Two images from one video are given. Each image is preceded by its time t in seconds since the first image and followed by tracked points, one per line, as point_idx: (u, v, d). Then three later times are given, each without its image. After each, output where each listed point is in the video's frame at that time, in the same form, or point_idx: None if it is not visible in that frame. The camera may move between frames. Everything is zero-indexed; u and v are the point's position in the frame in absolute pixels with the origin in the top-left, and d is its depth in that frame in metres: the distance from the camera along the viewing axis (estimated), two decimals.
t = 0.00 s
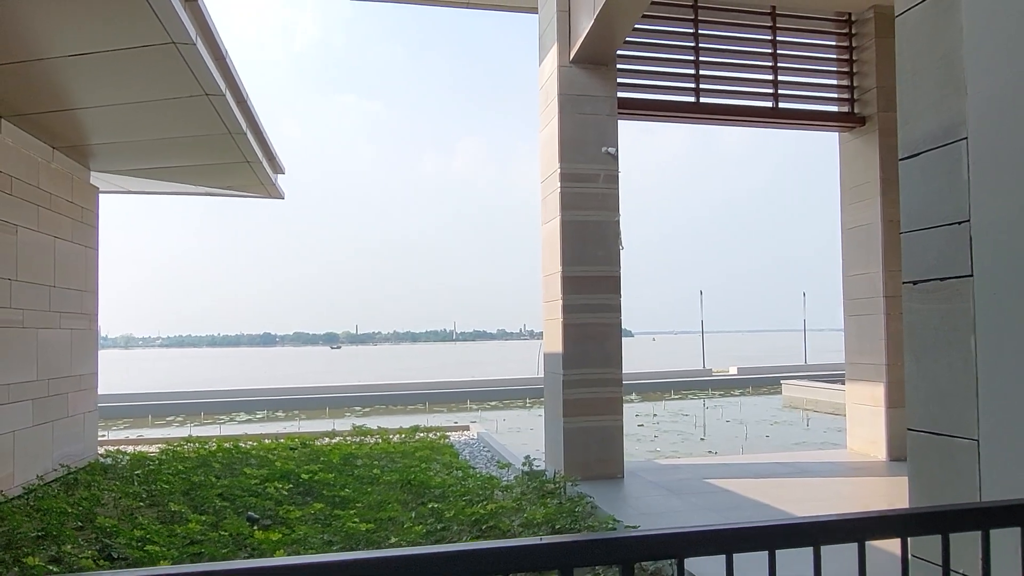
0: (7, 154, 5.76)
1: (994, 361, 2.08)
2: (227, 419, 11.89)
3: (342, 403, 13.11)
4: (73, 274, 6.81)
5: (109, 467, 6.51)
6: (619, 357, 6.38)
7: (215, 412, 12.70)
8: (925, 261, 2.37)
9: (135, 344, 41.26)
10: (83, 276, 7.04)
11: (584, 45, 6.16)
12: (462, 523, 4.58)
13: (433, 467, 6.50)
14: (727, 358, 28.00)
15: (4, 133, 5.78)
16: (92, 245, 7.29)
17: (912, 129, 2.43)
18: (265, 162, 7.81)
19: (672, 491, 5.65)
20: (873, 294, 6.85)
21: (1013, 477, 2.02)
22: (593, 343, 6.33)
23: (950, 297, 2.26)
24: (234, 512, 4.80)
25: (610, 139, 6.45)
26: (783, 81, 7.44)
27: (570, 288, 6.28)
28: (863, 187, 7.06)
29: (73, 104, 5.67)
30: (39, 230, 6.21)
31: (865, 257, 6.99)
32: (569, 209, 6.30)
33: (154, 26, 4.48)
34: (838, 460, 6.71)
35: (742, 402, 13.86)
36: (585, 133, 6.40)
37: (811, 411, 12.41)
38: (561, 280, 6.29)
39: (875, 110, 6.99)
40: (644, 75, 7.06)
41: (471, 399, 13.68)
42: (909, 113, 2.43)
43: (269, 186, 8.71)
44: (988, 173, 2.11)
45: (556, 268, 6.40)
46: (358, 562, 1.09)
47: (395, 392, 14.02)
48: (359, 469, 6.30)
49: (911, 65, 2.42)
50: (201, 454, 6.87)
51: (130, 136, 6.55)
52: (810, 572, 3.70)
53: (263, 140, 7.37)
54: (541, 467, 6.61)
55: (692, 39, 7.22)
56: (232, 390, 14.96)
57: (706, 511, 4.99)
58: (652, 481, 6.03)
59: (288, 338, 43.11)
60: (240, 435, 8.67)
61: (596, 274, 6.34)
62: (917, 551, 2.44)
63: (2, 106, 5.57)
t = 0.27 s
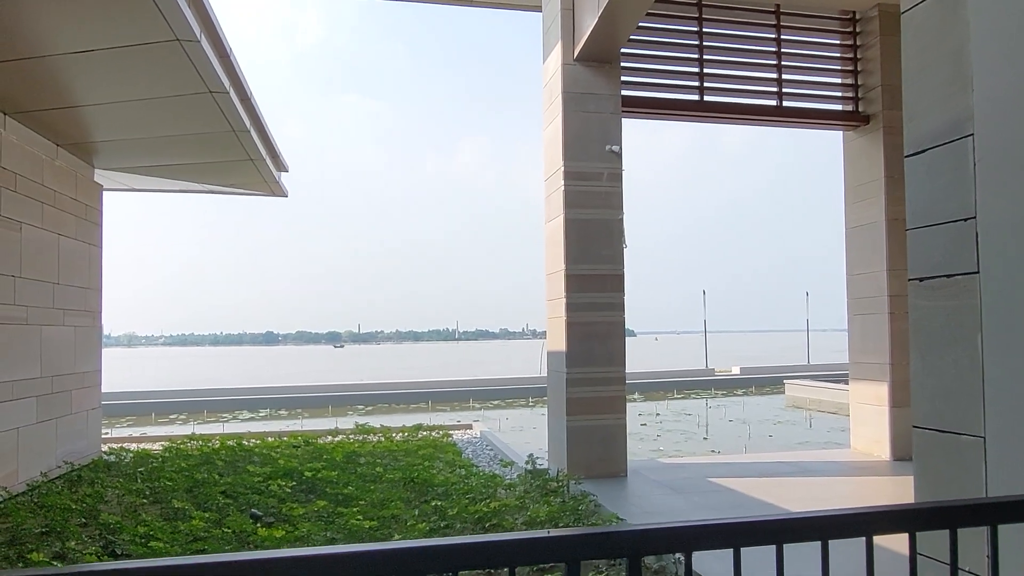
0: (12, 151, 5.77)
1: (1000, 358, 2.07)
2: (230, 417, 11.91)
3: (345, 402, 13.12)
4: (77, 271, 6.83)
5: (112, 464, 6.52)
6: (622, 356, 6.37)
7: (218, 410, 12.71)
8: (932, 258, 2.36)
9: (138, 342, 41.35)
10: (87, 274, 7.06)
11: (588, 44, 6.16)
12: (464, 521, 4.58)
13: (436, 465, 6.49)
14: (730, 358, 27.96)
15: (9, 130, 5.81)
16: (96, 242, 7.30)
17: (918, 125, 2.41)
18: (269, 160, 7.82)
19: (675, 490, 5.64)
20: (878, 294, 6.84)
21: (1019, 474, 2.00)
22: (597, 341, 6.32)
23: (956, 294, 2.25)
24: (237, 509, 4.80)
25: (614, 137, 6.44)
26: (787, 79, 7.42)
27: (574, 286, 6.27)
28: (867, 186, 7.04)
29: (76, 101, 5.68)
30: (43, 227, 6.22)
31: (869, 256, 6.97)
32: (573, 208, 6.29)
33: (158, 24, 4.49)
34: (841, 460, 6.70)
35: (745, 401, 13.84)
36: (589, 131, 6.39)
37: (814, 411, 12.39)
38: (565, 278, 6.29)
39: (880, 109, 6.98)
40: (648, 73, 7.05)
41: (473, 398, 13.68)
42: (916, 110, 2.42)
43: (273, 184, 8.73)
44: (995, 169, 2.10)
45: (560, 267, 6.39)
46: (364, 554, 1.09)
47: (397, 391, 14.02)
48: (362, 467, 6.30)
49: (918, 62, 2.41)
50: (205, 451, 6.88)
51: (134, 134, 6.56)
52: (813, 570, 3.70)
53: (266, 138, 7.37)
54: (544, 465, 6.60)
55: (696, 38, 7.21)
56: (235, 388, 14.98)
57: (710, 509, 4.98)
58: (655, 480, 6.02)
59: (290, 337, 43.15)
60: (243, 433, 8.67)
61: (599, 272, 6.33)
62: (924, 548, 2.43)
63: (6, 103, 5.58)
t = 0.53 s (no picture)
0: (14, 146, 5.77)
1: (1012, 354, 2.06)
2: (231, 414, 11.91)
3: (345, 400, 13.12)
4: (79, 268, 6.82)
5: (114, 461, 6.50)
6: (625, 354, 6.36)
7: (220, 408, 12.71)
8: (942, 253, 2.34)
9: (139, 340, 41.36)
10: (90, 270, 7.05)
11: (591, 41, 6.15)
12: (465, 518, 4.57)
13: (438, 463, 6.48)
14: (730, 358, 27.95)
15: (11, 125, 5.82)
16: (98, 239, 7.30)
17: (928, 119, 2.39)
18: (270, 157, 7.80)
19: (677, 489, 5.63)
20: (881, 293, 6.82)
21: None
22: (599, 340, 6.31)
23: (966, 290, 2.23)
24: (239, 505, 4.79)
25: (616, 135, 6.42)
26: (791, 78, 7.41)
27: (576, 284, 6.26)
28: (870, 185, 7.03)
29: (78, 97, 5.66)
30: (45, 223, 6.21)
31: (872, 255, 6.96)
32: (576, 206, 6.28)
33: (160, 19, 4.47)
34: (843, 460, 6.68)
35: (746, 401, 13.83)
36: (591, 129, 6.38)
37: (816, 412, 12.37)
38: (567, 276, 6.27)
39: (883, 107, 6.96)
40: (651, 70, 7.04)
41: (474, 396, 13.68)
42: (925, 104, 2.41)
43: (275, 182, 8.72)
44: (1008, 164, 2.08)
45: (562, 265, 6.38)
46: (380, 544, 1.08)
47: (398, 390, 14.02)
48: (364, 464, 6.30)
49: (928, 56, 2.40)
50: (206, 448, 6.88)
51: (136, 130, 6.55)
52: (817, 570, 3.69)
53: (268, 135, 7.36)
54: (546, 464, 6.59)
55: (699, 36, 7.20)
56: (236, 386, 14.98)
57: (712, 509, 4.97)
58: (657, 479, 6.00)
59: (291, 336, 43.15)
60: (245, 431, 8.67)
61: (602, 270, 6.32)
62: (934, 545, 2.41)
63: (8, 99, 5.58)
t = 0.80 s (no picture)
0: (12, 144, 5.73)
1: (1019, 350, 2.07)
2: (227, 414, 11.86)
3: (342, 399, 13.09)
4: (77, 266, 6.78)
5: (111, 459, 6.47)
6: (624, 353, 6.36)
7: (216, 407, 12.66)
8: (948, 250, 2.35)
9: (133, 339, 41.18)
10: (87, 268, 7.02)
11: (590, 40, 6.15)
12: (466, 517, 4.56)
13: (436, 462, 6.47)
14: (726, 358, 28.03)
15: (9, 123, 5.77)
16: (95, 237, 7.26)
17: (934, 116, 2.40)
18: (268, 155, 7.77)
19: (677, 488, 5.64)
20: (880, 293, 6.84)
21: None
22: (599, 338, 6.31)
23: (973, 286, 2.24)
24: (238, 504, 4.77)
25: (616, 133, 6.43)
26: (789, 78, 7.43)
27: (575, 283, 6.26)
28: (869, 186, 7.05)
29: (76, 95, 5.63)
30: (43, 221, 6.18)
31: (871, 255, 6.98)
32: (575, 204, 6.28)
33: (160, 17, 4.45)
34: (842, 459, 6.70)
35: (743, 402, 13.85)
36: (591, 127, 6.38)
37: (812, 412, 12.40)
38: (567, 275, 6.27)
39: (881, 108, 6.99)
40: (651, 70, 7.04)
41: (471, 396, 13.66)
42: (931, 101, 2.42)
43: (272, 180, 8.69)
44: (1015, 161, 2.09)
45: (561, 263, 6.38)
46: (405, 537, 1.10)
47: (395, 389, 14.00)
48: (363, 463, 6.28)
49: (934, 54, 2.40)
50: (204, 446, 6.85)
51: (134, 128, 6.52)
52: (818, 567, 3.70)
53: (266, 133, 7.34)
54: (545, 463, 6.59)
55: (698, 35, 7.21)
56: (232, 385, 14.92)
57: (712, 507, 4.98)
58: (657, 478, 6.01)
59: (286, 335, 43.06)
60: (242, 430, 8.64)
61: (601, 269, 6.32)
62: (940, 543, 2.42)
63: (6, 96, 5.54)
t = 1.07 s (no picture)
0: None
1: (1015, 345, 2.09)
2: (211, 414, 11.72)
3: (328, 399, 12.98)
4: (60, 264, 6.65)
5: (94, 459, 6.35)
6: (613, 352, 6.37)
7: (199, 407, 12.50)
8: (944, 247, 2.38)
9: (113, 339, 40.58)
10: (70, 266, 6.88)
11: (580, 39, 6.16)
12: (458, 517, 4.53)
13: (425, 462, 6.44)
14: (710, 359, 28.25)
15: None
16: (78, 235, 7.12)
17: (929, 115, 2.43)
18: (254, 152, 7.68)
19: (666, 487, 5.66)
20: (865, 293, 6.92)
21: None
22: (588, 337, 6.31)
23: (969, 283, 2.27)
24: (226, 504, 4.70)
25: (605, 133, 6.44)
26: (776, 79, 7.49)
27: (564, 282, 6.26)
28: (854, 187, 7.13)
29: (59, 89, 5.53)
30: (27, 219, 6.06)
31: (856, 256, 7.06)
32: (565, 203, 6.28)
33: (147, 11, 4.38)
34: (827, 457, 6.77)
35: (728, 401, 13.95)
36: (580, 126, 6.39)
37: (796, 411, 12.51)
38: (556, 274, 6.26)
39: (867, 109, 7.07)
40: (640, 69, 7.07)
41: (458, 396, 13.62)
42: (926, 100, 2.44)
43: (257, 177, 8.59)
44: (1009, 158, 2.11)
45: (550, 262, 6.38)
46: (421, 532, 1.08)
47: (381, 389, 13.93)
48: (351, 463, 6.22)
49: (931, 51, 2.43)
50: (188, 447, 6.75)
51: (117, 124, 6.41)
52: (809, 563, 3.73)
53: (253, 130, 7.25)
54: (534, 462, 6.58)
55: (686, 36, 7.25)
56: (215, 385, 14.75)
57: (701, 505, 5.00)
58: (646, 477, 6.02)
59: (269, 335, 42.66)
60: (227, 430, 8.53)
61: (591, 268, 6.33)
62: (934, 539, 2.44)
63: None
